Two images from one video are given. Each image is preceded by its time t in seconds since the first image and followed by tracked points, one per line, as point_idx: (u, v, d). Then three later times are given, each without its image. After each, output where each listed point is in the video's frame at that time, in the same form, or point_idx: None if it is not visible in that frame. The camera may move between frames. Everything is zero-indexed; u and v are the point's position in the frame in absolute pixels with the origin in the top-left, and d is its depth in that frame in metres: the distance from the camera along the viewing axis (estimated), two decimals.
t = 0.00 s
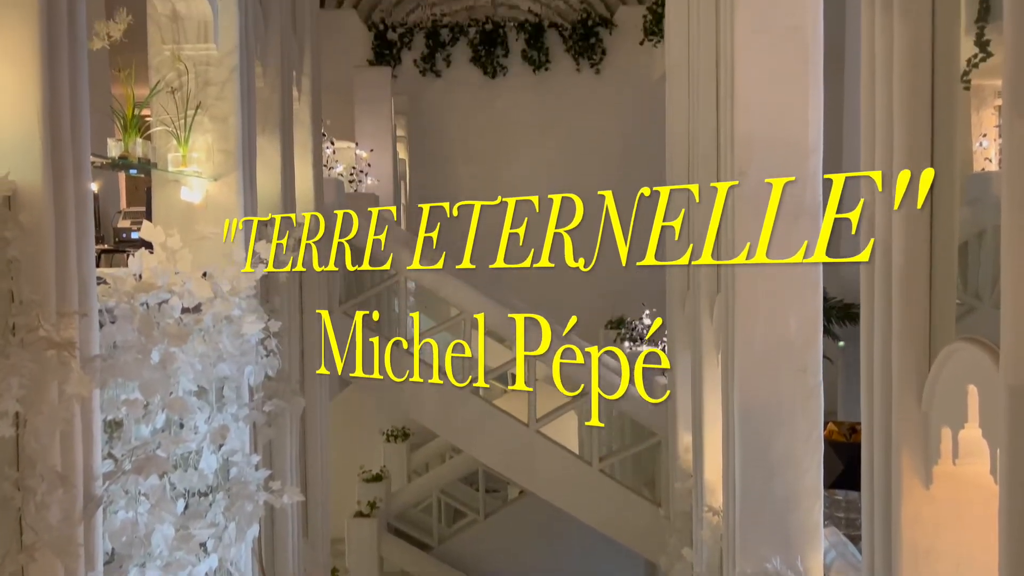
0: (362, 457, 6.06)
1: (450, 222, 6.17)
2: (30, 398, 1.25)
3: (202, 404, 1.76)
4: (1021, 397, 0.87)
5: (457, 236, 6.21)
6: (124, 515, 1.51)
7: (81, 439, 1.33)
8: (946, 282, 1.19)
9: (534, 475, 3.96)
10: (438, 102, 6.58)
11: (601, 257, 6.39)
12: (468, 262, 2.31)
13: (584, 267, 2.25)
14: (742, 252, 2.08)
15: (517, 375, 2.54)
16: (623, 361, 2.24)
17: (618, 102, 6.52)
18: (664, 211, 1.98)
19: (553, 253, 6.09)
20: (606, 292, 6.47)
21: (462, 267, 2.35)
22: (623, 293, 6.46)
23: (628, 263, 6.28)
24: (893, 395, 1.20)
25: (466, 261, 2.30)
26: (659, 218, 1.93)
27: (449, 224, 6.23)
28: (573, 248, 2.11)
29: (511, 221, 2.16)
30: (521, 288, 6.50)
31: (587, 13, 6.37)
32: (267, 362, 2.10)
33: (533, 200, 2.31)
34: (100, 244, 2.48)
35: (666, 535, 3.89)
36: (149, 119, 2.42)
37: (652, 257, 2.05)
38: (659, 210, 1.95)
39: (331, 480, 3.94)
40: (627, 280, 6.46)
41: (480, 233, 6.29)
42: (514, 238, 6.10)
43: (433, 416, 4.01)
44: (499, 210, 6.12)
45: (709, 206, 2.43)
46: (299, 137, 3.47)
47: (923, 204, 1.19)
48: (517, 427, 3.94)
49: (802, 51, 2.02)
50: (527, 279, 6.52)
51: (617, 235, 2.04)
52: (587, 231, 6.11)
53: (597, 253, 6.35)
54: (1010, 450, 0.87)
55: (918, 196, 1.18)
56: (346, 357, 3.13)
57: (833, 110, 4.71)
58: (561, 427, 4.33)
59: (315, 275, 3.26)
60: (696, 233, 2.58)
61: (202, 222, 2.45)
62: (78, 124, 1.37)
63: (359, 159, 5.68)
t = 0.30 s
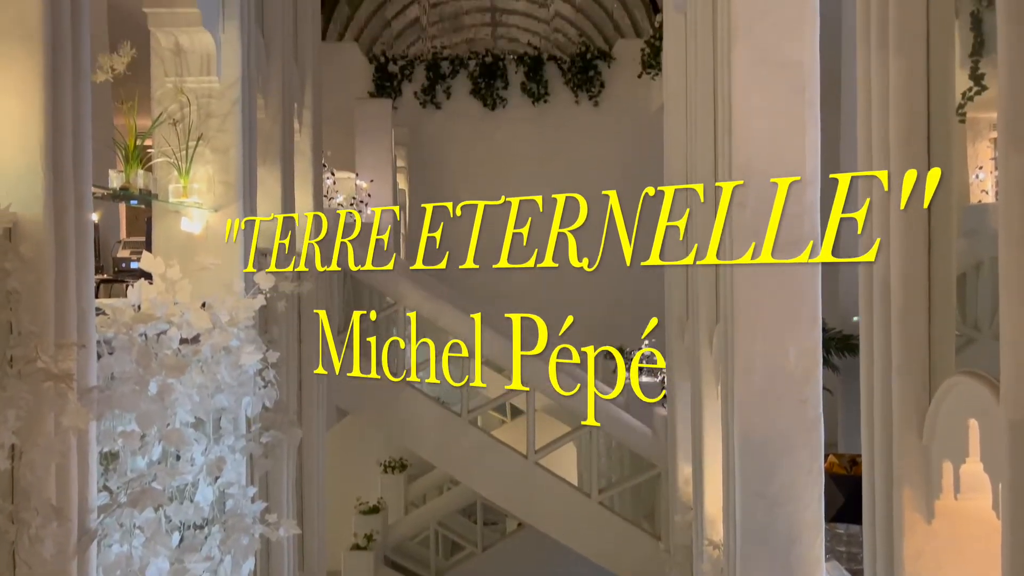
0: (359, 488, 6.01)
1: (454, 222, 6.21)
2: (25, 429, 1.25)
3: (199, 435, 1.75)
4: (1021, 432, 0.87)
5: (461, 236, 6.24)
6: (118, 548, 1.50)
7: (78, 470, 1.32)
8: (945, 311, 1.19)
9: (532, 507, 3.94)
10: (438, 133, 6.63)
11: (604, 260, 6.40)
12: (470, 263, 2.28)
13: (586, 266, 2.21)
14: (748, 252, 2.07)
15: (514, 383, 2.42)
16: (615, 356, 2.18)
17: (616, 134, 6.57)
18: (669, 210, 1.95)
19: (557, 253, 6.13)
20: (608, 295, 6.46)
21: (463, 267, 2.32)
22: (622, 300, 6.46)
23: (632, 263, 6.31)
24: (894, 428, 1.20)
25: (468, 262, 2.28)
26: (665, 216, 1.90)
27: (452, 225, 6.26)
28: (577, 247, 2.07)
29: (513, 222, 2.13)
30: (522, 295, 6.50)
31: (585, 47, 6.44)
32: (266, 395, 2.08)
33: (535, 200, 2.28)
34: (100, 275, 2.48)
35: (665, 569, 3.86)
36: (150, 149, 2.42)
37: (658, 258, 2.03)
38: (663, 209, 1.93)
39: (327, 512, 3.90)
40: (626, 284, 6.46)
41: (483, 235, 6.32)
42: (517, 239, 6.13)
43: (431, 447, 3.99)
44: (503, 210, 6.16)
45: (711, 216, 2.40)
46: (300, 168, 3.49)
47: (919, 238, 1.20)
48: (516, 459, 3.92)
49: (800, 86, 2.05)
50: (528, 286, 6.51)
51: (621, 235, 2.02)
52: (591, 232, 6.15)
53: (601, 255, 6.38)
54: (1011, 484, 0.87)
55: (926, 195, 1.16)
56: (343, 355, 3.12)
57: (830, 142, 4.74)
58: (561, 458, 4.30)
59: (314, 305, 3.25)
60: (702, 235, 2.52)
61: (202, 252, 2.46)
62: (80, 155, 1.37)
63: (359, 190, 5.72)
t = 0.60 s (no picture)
0: (357, 520, 5.95)
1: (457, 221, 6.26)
2: (22, 463, 1.24)
3: (196, 468, 1.73)
4: None
5: (463, 237, 6.28)
6: None
7: (72, 504, 1.32)
8: (946, 347, 1.19)
9: (532, 540, 3.90)
10: (439, 165, 6.67)
11: (606, 270, 6.43)
12: (474, 262, 2.24)
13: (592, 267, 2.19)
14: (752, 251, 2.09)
15: (511, 382, 2.28)
16: (611, 358, 2.17)
17: (615, 166, 6.62)
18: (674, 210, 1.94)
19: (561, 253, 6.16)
20: (609, 294, 6.46)
21: (466, 267, 2.27)
22: (623, 303, 6.46)
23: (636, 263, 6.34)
24: (896, 463, 1.19)
25: (472, 262, 2.24)
26: (670, 217, 1.89)
27: (455, 224, 6.29)
28: (581, 247, 2.07)
29: (517, 224, 2.10)
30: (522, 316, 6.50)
31: (584, 81, 6.51)
32: (264, 427, 2.05)
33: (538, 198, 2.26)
34: (99, 307, 2.48)
35: None
36: (152, 182, 2.40)
37: (662, 257, 2.03)
38: (667, 209, 1.91)
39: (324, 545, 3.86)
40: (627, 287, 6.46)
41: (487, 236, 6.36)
42: (521, 238, 6.17)
43: (429, 479, 3.96)
44: (506, 209, 6.19)
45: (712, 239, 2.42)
46: (302, 199, 3.51)
47: (917, 274, 1.20)
48: (514, 492, 3.90)
49: (797, 121, 2.08)
50: (528, 288, 6.52)
51: (624, 233, 2.02)
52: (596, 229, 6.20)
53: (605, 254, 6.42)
54: (1015, 522, 0.86)
55: (931, 194, 1.18)
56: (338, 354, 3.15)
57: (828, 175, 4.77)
58: (560, 491, 4.28)
59: (312, 336, 3.24)
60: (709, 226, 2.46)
61: (202, 284, 2.47)
62: (83, 188, 1.39)
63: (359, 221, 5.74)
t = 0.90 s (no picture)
0: (354, 552, 5.90)
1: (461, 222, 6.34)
2: (17, 498, 1.19)
3: (193, 502, 1.72)
4: None
5: (468, 237, 6.38)
6: None
7: (68, 539, 1.32)
8: (945, 382, 1.19)
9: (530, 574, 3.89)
10: (439, 197, 6.72)
11: (605, 303, 6.44)
12: (477, 261, 2.19)
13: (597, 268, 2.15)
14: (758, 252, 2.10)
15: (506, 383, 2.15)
16: (610, 357, 2.09)
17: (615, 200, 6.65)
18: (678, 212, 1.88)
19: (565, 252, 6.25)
20: (609, 316, 6.46)
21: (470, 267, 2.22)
22: (622, 300, 6.47)
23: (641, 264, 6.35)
24: (897, 499, 1.19)
25: (474, 262, 2.20)
26: (674, 216, 1.82)
27: (459, 224, 6.37)
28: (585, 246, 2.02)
29: (521, 220, 2.08)
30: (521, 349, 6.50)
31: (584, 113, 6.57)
32: (260, 460, 2.03)
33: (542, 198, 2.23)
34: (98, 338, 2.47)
35: None
36: (154, 216, 2.46)
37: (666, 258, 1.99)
38: (672, 206, 1.84)
39: None
40: (629, 285, 6.48)
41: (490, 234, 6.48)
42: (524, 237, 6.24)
43: (427, 512, 3.94)
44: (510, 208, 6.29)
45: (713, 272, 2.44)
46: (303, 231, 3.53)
47: (917, 308, 1.20)
48: (513, 525, 3.90)
49: (794, 154, 2.14)
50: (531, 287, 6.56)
51: (629, 234, 1.96)
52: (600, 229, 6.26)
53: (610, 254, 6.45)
54: (1015, 559, 0.87)
55: (938, 193, 1.20)
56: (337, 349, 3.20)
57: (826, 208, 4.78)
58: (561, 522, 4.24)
59: (311, 369, 3.24)
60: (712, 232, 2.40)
61: (203, 316, 2.46)
62: (87, 222, 1.40)
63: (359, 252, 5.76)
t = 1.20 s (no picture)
0: None
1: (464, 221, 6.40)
2: (14, 533, 1.19)
3: (189, 536, 1.70)
4: None
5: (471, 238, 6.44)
6: None
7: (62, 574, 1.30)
8: (945, 415, 1.19)
9: None
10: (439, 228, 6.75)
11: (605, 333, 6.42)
12: (481, 260, 2.18)
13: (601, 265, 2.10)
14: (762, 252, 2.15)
15: (505, 382, 2.12)
16: (607, 357, 2.09)
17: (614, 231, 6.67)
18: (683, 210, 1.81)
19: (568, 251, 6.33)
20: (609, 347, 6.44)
21: (474, 266, 2.17)
22: (623, 302, 6.47)
23: (644, 264, 6.39)
24: (900, 535, 1.18)
25: (478, 260, 2.18)
26: (678, 216, 1.75)
27: (462, 224, 6.43)
28: (589, 247, 2.00)
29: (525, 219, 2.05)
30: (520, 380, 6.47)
31: (583, 146, 6.60)
32: (258, 494, 2.00)
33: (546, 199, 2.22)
34: (97, 368, 2.48)
35: None
36: (155, 247, 2.44)
37: (672, 257, 1.96)
38: (675, 207, 1.76)
39: None
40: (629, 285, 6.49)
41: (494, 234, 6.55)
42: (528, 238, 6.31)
43: (425, 545, 3.89)
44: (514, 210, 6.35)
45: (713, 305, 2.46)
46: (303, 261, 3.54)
47: (916, 342, 1.20)
48: (512, 559, 3.85)
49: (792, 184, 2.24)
50: (531, 308, 6.57)
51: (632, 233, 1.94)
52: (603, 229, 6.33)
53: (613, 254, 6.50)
54: None
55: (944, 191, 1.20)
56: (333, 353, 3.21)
57: (825, 240, 4.80)
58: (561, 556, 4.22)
59: (310, 400, 3.23)
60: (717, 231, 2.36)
61: (202, 347, 2.45)
62: (89, 253, 1.40)
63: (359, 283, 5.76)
